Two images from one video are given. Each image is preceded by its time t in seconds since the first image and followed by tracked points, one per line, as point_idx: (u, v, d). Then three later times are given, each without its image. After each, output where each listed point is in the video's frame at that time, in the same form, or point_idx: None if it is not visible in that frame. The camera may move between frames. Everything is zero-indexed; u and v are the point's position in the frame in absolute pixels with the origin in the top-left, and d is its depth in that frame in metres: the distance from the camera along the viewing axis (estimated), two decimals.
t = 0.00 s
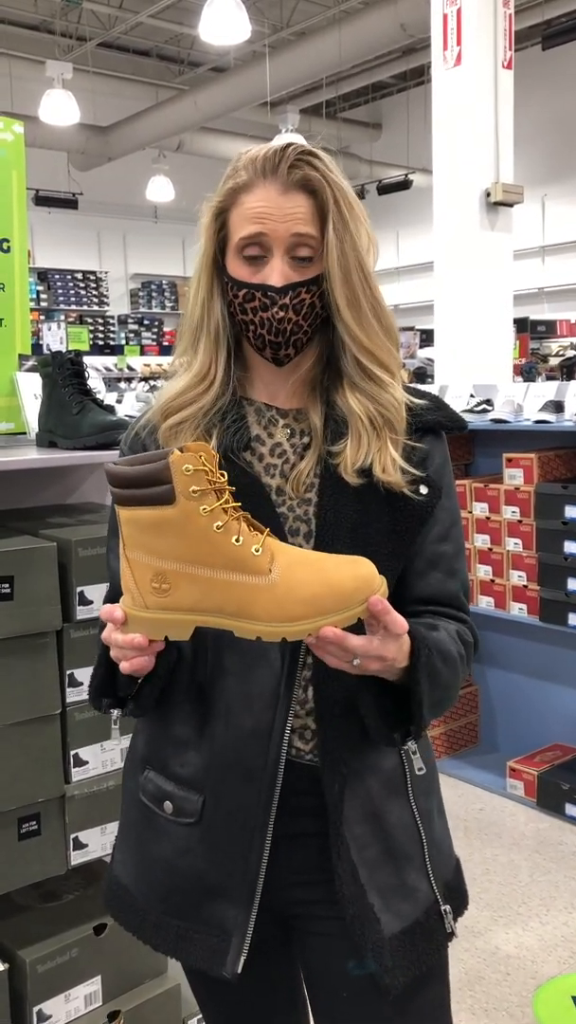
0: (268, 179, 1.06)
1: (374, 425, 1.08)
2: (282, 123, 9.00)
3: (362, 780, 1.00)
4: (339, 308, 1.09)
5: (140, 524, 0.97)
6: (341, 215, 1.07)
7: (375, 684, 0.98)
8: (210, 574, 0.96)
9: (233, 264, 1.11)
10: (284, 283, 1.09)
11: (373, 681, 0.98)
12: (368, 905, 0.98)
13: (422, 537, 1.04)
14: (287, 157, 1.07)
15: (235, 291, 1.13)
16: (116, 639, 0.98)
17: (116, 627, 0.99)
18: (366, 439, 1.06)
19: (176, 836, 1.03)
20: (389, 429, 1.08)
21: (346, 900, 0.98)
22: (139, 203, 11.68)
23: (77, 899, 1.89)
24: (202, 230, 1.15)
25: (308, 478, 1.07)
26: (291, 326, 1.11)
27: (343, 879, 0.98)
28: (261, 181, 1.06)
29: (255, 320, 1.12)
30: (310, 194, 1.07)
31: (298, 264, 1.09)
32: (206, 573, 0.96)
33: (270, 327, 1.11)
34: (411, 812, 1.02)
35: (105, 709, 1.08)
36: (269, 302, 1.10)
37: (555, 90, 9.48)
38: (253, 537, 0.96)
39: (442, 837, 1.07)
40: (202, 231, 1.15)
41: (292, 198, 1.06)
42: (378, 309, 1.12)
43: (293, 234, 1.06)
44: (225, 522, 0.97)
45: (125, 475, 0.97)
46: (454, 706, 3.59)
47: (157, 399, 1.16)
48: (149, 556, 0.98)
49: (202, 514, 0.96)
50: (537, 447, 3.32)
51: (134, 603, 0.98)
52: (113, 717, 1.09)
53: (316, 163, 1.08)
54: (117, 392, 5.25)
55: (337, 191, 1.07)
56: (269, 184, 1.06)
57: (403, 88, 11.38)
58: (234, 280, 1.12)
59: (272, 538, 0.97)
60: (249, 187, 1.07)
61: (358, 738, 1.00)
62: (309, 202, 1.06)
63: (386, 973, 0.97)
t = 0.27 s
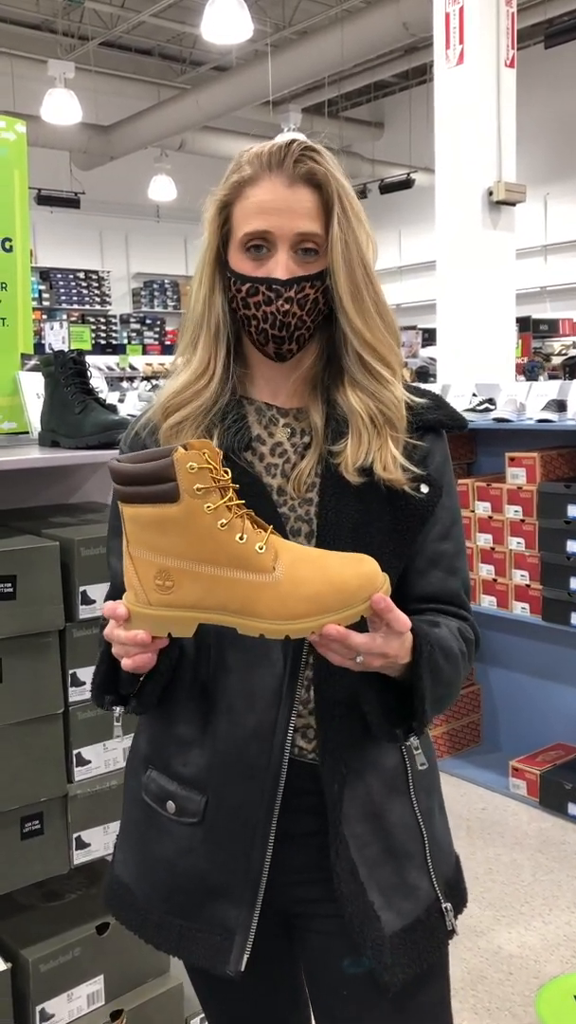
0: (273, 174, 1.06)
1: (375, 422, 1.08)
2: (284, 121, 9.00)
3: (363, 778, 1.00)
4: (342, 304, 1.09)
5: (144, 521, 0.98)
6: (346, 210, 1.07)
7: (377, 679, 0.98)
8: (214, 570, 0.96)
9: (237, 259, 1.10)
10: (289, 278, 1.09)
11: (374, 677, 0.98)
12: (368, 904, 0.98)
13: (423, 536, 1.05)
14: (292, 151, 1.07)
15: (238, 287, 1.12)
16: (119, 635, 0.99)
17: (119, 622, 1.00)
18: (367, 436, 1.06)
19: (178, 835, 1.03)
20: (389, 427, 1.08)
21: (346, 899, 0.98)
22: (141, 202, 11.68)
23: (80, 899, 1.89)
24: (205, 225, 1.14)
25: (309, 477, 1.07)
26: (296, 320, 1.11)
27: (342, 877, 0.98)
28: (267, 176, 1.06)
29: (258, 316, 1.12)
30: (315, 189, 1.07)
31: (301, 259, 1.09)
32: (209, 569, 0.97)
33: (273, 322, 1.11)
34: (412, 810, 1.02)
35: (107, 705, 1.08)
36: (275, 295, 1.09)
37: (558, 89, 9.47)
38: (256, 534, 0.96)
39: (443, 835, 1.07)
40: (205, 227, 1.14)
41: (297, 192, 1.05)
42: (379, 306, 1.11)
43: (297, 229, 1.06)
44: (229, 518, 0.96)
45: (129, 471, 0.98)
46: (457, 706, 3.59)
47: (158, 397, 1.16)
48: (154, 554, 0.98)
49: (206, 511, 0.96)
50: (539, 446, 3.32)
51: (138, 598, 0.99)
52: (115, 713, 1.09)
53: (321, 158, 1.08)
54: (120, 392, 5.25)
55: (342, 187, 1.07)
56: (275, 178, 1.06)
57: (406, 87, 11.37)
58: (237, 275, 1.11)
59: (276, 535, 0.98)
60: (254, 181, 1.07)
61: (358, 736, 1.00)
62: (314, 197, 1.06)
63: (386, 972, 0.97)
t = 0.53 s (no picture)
0: (273, 175, 1.06)
1: (375, 421, 1.08)
2: (286, 121, 9.00)
3: (364, 777, 1.00)
4: (342, 303, 1.09)
5: (146, 524, 0.98)
6: (345, 211, 1.07)
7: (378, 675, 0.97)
8: (216, 571, 0.97)
9: (237, 262, 1.10)
10: (290, 278, 1.08)
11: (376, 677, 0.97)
12: (370, 903, 0.98)
13: (423, 535, 1.04)
14: (291, 152, 1.07)
15: (239, 290, 1.12)
16: (121, 635, 0.98)
17: (121, 624, 0.99)
18: (367, 435, 1.06)
19: (180, 835, 1.03)
20: (389, 425, 1.08)
21: (347, 897, 0.98)
22: (143, 203, 11.68)
23: (82, 899, 1.89)
24: (205, 227, 1.14)
25: (309, 477, 1.07)
26: (297, 322, 1.10)
27: (343, 876, 0.98)
28: (267, 177, 1.06)
29: (260, 318, 1.11)
30: (315, 190, 1.07)
31: (302, 260, 1.09)
32: (211, 571, 0.97)
33: (275, 324, 1.10)
34: (412, 809, 1.02)
35: (110, 704, 1.08)
36: (276, 298, 1.09)
37: (560, 88, 9.47)
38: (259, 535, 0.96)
39: (444, 834, 1.07)
40: (205, 229, 1.14)
41: (297, 194, 1.05)
42: (378, 305, 1.12)
43: (298, 230, 1.06)
44: (232, 521, 0.97)
45: (130, 473, 0.97)
46: (459, 705, 3.59)
47: (160, 399, 1.16)
48: (156, 556, 0.98)
49: (208, 514, 0.97)
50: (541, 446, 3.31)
51: (139, 602, 0.98)
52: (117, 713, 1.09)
53: (320, 159, 1.08)
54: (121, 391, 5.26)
55: (340, 187, 1.07)
56: (275, 180, 1.06)
57: (407, 87, 11.37)
58: (238, 279, 1.11)
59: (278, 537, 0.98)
60: (254, 183, 1.06)
61: (360, 735, 1.00)
62: (314, 198, 1.06)
63: (388, 970, 0.97)
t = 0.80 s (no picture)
0: (273, 168, 1.06)
1: (374, 419, 1.08)
2: (287, 122, 9.00)
3: (364, 776, 1.00)
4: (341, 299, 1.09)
5: (153, 500, 0.98)
6: (344, 205, 1.07)
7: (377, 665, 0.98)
8: (220, 550, 0.97)
9: (237, 254, 1.10)
10: (291, 269, 1.09)
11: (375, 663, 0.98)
12: (370, 902, 0.98)
13: (422, 534, 1.05)
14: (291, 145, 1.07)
15: (240, 280, 1.12)
16: (123, 618, 0.97)
17: (123, 605, 0.98)
18: (366, 435, 1.06)
19: (180, 835, 1.03)
20: (388, 424, 1.08)
21: (347, 897, 0.98)
22: (144, 203, 11.69)
23: (82, 899, 1.89)
24: (204, 222, 1.14)
25: (308, 477, 1.07)
26: (299, 310, 1.10)
27: (343, 877, 0.98)
28: (267, 169, 1.06)
29: (260, 308, 1.11)
30: (315, 183, 1.07)
31: (303, 251, 1.10)
32: (215, 549, 0.97)
33: (277, 313, 1.10)
34: (412, 808, 1.02)
35: (111, 694, 1.08)
36: (277, 285, 1.09)
37: (561, 89, 9.46)
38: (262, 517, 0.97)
39: (444, 832, 1.07)
40: (205, 225, 1.14)
41: (297, 184, 1.06)
42: (377, 300, 1.12)
43: (299, 222, 1.06)
44: (235, 500, 0.97)
45: (137, 448, 0.98)
46: (460, 705, 3.59)
47: (160, 396, 1.17)
48: (159, 534, 0.98)
49: (212, 492, 0.97)
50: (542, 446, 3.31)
51: (142, 581, 0.98)
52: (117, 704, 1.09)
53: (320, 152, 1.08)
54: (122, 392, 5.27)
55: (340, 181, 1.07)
56: (275, 170, 1.06)
57: (408, 88, 11.37)
58: (239, 270, 1.11)
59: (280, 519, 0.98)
60: (254, 175, 1.07)
61: (360, 733, 1.00)
62: (314, 190, 1.06)
63: (388, 968, 0.97)
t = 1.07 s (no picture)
0: (271, 175, 1.06)
1: (373, 420, 1.08)
2: (287, 123, 9.00)
3: (364, 777, 0.99)
4: (339, 302, 1.09)
5: (145, 515, 0.97)
6: (342, 210, 1.07)
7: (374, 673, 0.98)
8: (211, 565, 0.96)
9: (235, 261, 1.10)
10: (288, 276, 1.08)
11: (370, 671, 0.98)
12: (371, 903, 0.97)
13: (422, 536, 1.04)
14: (288, 152, 1.07)
15: (238, 289, 1.11)
16: (118, 626, 0.99)
17: (118, 614, 0.99)
18: (365, 435, 1.06)
19: (179, 835, 1.03)
20: (387, 425, 1.08)
21: (347, 898, 0.97)
22: (145, 204, 11.69)
23: (84, 900, 1.89)
24: (204, 227, 1.14)
25: (308, 478, 1.07)
26: (295, 319, 1.10)
27: (344, 877, 0.97)
28: (264, 177, 1.06)
29: (258, 317, 1.11)
30: (312, 190, 1.07)
31: (300, 260, 1.09)
32: (206, 564, 0.96)
33: (274, 322, 1.10)
34: (412, 809, 1.02)
35: (109, 699, 1.08)
36: (275, 295, 1.09)
37: (562, 89, 9.46)
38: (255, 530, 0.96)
39: (444, 833, 1.07)
40: (204, 230, 1.14)
41: (294, 192, 1.05)
42: (375, 304, 1.12)
43: (296, 229, 1.06)
44: (229, 514, 0.96)
45: (130, 463, 0.96)
46: (461, 706, 3.58)
47: (159, 399, 1.17)
48: (154, 547, 0.97)
49: (206, 506, 0.96)
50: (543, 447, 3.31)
51: (137, 592, 0.98)
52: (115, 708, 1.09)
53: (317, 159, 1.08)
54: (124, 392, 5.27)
55: (338, 187, 1.07)
56: (272, 179, 1.06)
57: (409, 88, 11.37)
58: (236, 278, 1.10)
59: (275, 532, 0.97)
60: (252, 183, 1.07)
61: (360, 735, 1.00)
62: (311, 197, 1.06)
63: (389, 970, 0.97)
